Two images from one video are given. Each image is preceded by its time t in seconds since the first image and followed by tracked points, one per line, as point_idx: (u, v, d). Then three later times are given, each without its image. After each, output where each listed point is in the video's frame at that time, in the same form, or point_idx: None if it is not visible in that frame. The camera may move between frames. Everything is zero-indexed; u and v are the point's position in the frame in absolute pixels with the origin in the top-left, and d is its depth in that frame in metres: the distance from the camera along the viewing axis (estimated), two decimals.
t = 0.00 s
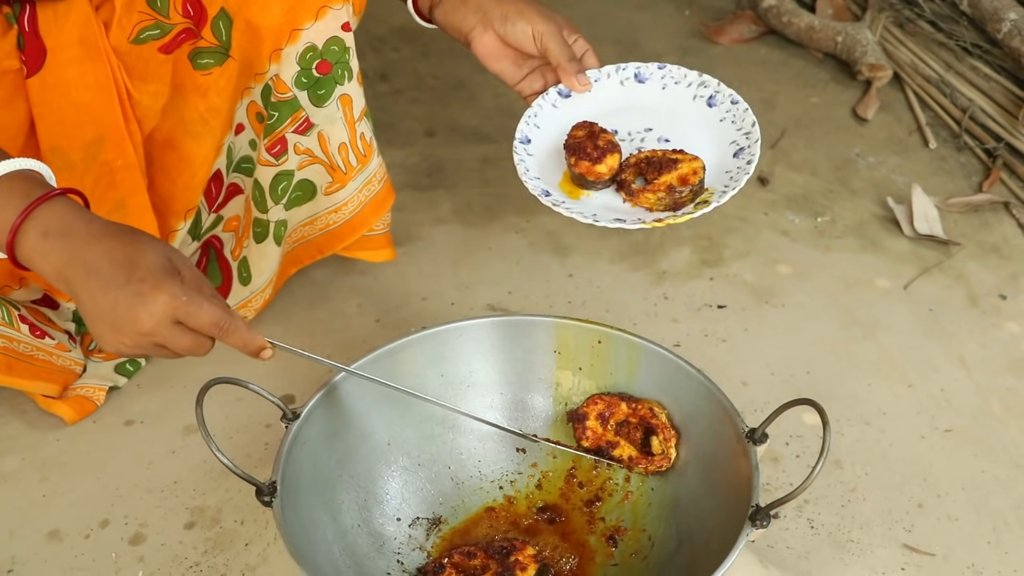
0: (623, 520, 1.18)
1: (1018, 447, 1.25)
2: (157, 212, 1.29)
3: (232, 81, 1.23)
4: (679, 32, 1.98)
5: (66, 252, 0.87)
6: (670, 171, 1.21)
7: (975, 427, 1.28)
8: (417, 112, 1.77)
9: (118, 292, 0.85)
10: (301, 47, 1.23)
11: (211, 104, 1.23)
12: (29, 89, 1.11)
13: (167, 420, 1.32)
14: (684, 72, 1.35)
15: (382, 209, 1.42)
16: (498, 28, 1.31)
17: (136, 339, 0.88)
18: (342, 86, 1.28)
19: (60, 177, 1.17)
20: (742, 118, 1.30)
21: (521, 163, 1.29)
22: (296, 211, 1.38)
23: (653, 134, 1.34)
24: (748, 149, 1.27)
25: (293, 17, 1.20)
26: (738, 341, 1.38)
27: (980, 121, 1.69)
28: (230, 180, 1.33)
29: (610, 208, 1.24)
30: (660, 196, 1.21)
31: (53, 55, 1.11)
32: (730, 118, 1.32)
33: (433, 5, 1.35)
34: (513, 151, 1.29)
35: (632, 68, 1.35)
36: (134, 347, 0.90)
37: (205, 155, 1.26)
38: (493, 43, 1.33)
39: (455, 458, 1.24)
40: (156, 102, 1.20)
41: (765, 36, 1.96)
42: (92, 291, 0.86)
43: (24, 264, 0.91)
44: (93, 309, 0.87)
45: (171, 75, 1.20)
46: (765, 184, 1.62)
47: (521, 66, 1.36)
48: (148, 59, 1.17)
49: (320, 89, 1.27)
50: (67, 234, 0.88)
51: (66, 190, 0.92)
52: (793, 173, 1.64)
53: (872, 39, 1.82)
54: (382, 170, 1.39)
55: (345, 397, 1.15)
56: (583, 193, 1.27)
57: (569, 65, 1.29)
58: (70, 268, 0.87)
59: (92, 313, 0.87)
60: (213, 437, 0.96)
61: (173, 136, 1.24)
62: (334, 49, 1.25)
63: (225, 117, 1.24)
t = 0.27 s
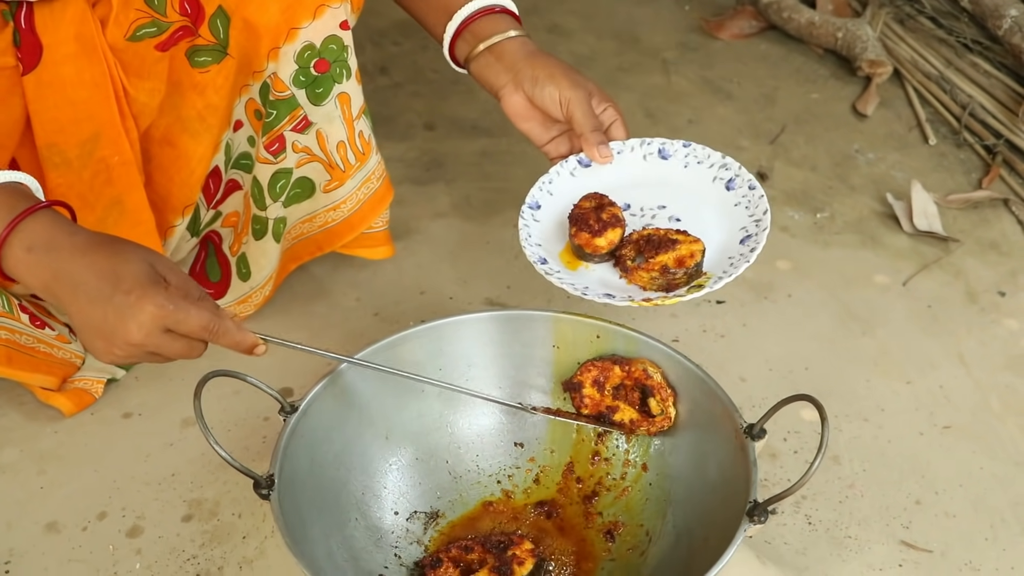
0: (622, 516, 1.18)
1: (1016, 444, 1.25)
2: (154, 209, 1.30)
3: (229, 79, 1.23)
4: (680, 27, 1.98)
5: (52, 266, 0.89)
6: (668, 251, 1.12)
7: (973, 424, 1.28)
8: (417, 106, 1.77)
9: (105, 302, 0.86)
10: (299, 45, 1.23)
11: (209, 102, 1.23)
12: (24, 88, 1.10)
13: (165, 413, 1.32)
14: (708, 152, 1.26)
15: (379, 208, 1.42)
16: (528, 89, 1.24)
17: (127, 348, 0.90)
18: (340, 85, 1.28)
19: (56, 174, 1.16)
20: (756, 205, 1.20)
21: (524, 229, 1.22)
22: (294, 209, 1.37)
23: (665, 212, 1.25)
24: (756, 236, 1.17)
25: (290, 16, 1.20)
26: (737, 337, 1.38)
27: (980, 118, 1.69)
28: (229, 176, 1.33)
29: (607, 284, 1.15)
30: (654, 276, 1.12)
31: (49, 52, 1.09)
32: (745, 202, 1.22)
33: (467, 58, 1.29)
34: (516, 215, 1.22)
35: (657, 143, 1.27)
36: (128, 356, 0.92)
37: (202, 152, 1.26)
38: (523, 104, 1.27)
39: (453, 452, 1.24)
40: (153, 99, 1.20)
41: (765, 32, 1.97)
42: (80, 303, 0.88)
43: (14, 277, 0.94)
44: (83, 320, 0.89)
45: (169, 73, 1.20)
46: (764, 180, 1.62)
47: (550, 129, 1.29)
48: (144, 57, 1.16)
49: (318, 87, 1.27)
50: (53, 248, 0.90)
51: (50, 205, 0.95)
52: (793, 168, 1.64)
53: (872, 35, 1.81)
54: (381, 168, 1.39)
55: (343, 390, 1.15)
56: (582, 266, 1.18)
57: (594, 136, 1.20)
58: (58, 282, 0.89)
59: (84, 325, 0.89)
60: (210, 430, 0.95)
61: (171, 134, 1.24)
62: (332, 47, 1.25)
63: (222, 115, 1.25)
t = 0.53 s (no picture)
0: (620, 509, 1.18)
1: (1014, 437, 1.25)
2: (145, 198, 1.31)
3: (222, 72, 1.23)
4: (679, 20, 1.98)
5: (42, 216, 0.95)
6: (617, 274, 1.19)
7: (971, 417, 1.28)
8: (415, 99, 1.77)
9: (104, 245, 0.94)
10: (293, 40, 1.22)
11: (202, 95, 1.24)
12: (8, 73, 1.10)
13: (163, 406, 1.32)
14: (687, 168, 1.29)
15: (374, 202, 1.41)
16: (511, 92, 1.25)
17: (130, 284, 0.99)
18: (335, 80, 1.28)
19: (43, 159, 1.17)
20: (722, 230, 1.25)
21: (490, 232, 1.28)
22: (290, 203, 1.38)
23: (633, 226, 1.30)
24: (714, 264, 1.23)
25: (284, 11, 1.19)
26: (736, 330, 1.38)
27: (979, 111, 1.69)
28: (224, 171, 1.35)
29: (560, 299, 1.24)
30: (601, 294, 1.21)
31: (33, 39, 1.08)
32: (711, 225, 1.26)
33: (456, 58, 1.28)
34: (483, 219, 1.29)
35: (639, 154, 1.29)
36: (132, 291, 1.01)
37: (196, 145, 1.28)
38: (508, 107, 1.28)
39: (451, 445, 1.24)
40: (138, 87, 1.20)
41: (764, 25, 1.96)
42: (77, 247, 0.95)
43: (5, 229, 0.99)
44: (85, 262, 0.97)
45: (160, 65, 1.19)
46: (763, 173, 1.62)
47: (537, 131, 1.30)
48: (131, 47, 1.16)
49: (313, 82, 1.26)
50: (37, 197, 0.95)
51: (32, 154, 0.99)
52: (791, 162, 1.64)
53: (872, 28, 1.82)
54: (376, 163, 1.39)
55: (343, 383, 1.15)
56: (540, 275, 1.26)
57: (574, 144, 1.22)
58: (51, 230, 0.95)
59: (84, 266, 0.97)
60: (208, 423, 0.95)
61: (163, 126, 1.25)
62: (326, 42, 1.24)
63: (216, 108, 1.25)
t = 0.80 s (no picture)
0: (620, 504, 1.18)
1: (1015, 435, 1.25)
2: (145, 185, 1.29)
3: (223, 57, 1.23)
4: (681, 17, 1.98)
5: (65, 161, 0.94)
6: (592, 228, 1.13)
7: (972, 415, 1.28)
8: (418, 93, 1.77)
9: (127, 184, 0.93)
10: (293, 26, 1.23)
11: (202, 81, 1.24)
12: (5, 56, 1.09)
13: (163, 398, 1.32)
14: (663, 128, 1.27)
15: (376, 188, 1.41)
16: (485, 52, 1.27)
17: (151, 227, 0.98)
18: (335, 64, 1.28)
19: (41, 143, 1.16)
20: (696, 185, 1.19)
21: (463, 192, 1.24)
22: (291, 190, 1.38)
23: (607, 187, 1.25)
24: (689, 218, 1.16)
25: None
26: (737, 326, 1.38)
27: (981, 109, 1.69)
28: (224, 158, 1.34)
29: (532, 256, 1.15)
30: (578, 253, 1.13)
31: (32, 21, 1.08)
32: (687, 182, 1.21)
33: (432, 22, 1.31)
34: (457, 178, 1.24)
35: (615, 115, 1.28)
36: (152, 236, 1.00)
37: (196, 131, 1.27)
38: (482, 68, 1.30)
39: (452, 439, 1.24)
40: (137, 72, 1.20)
41: (767, 22, 1.96)
42: (100, 188, 0.94)
43: (24, 179, 0.99)
44: (107, 204, 0.96)
45: (160, 50, 1.20)
46: (765, 170, 1.62)
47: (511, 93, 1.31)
48: (130, 31, 1.17)
49: (313, 67, 1.27)
50: (61, 141, 0.95)
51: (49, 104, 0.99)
52: (794, 159, 1.64)
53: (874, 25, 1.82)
54: (376, 149, 1.39)
55: (344, 376, 1.15)
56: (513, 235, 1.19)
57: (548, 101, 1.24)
58: (73, 173, 0.95)
59: (106, 209, 0.96)
60: (210, 415, 0.95)
61: (163, 111, 1.25)
62: (326, 27, 1.25)
63: (216, 94, 1.25)
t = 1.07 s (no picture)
0: (621, 502, 1.18)
1: (1017, 434, 1.25)
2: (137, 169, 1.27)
3: (216, 45, 1.23)
4: (684, 14, 1.98)
5: (42, 106, 0.94)
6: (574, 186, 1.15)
7: (974, 413, 1.28)
8: (421, 90, 1.77)
9: (105, 130, 0.94)
10: (291, 16, 1.23)
11: (196, 69, 1.23)
12: None
13: (166, 393, 1.32)
14: (637, 93, 1.29)
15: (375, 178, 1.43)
16: (461, 13, 1.31)
17: (130, 172, 0.99)
18: (333, 55, 1.28)
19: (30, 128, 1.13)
20: (673, 149, 1.22)
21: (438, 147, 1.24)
22: (290, 181, 1.38)
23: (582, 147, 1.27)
24: (667, 179, 1.18)
25: None
26: (740, 324, 1.38)
27: (983, 108, 1.69)
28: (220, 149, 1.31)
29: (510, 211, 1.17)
30: (559, 210, 1.14)
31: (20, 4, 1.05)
32: (662, 144, 1.23)
33: None
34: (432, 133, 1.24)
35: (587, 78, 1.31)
36: (130, 182, 1.01)
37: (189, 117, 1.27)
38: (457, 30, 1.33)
39: (454, 436, 1.24)
40: (128, 57, 1.19)
41: (770, 20, 1.96)
42: (77, 132, 0.95)
43: None
44: (84, 148, 0.96)
45: (152, 37, 1.18)
46: (767, 168, 1.62)
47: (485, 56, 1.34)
48: (121, 18, 1.15)
49: (311, 58, 1.27)
50: (35, 85, 0.95)
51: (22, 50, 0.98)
52: (796, 157, 1.64)
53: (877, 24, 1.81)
54: (374, 141, 1.41)
55: (348, 373, 1.15)
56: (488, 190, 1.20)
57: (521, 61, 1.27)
58: (50, 118, 0.95)
59: (83, 154, 0.97)
60: (213, 411, 0.95)
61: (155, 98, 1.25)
62: (324, 17, 1.25)
63: (209, 81, 1.25)
